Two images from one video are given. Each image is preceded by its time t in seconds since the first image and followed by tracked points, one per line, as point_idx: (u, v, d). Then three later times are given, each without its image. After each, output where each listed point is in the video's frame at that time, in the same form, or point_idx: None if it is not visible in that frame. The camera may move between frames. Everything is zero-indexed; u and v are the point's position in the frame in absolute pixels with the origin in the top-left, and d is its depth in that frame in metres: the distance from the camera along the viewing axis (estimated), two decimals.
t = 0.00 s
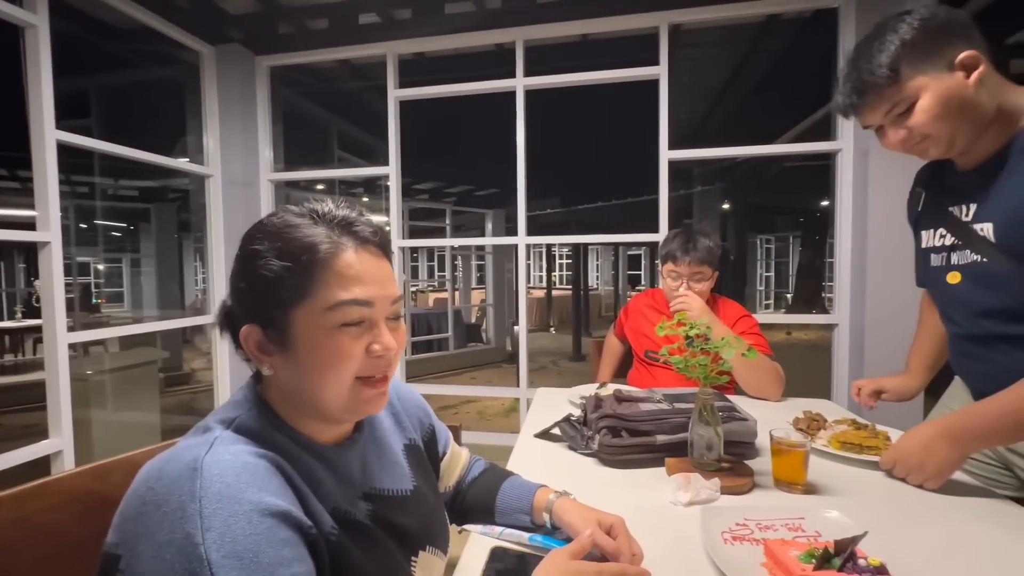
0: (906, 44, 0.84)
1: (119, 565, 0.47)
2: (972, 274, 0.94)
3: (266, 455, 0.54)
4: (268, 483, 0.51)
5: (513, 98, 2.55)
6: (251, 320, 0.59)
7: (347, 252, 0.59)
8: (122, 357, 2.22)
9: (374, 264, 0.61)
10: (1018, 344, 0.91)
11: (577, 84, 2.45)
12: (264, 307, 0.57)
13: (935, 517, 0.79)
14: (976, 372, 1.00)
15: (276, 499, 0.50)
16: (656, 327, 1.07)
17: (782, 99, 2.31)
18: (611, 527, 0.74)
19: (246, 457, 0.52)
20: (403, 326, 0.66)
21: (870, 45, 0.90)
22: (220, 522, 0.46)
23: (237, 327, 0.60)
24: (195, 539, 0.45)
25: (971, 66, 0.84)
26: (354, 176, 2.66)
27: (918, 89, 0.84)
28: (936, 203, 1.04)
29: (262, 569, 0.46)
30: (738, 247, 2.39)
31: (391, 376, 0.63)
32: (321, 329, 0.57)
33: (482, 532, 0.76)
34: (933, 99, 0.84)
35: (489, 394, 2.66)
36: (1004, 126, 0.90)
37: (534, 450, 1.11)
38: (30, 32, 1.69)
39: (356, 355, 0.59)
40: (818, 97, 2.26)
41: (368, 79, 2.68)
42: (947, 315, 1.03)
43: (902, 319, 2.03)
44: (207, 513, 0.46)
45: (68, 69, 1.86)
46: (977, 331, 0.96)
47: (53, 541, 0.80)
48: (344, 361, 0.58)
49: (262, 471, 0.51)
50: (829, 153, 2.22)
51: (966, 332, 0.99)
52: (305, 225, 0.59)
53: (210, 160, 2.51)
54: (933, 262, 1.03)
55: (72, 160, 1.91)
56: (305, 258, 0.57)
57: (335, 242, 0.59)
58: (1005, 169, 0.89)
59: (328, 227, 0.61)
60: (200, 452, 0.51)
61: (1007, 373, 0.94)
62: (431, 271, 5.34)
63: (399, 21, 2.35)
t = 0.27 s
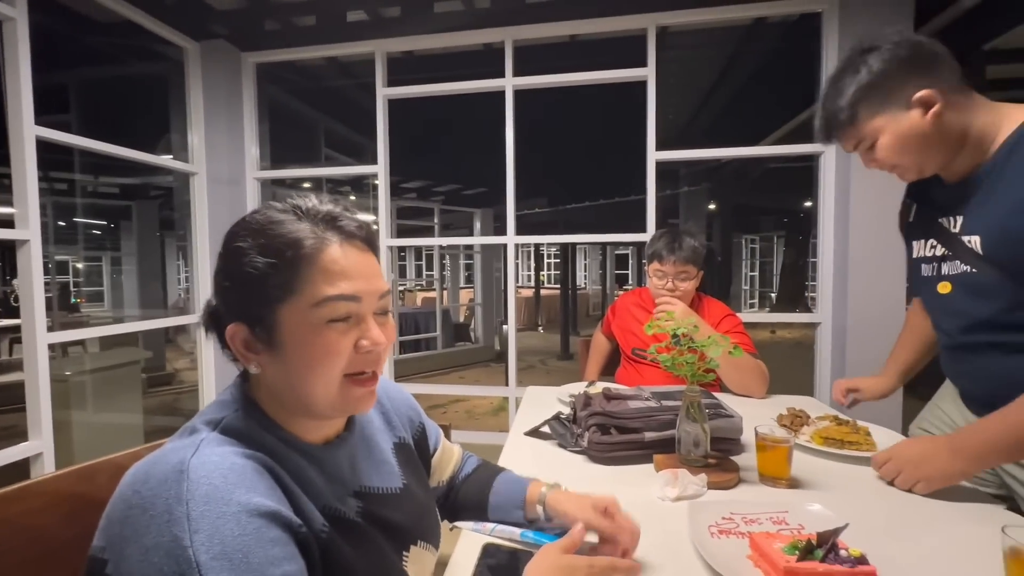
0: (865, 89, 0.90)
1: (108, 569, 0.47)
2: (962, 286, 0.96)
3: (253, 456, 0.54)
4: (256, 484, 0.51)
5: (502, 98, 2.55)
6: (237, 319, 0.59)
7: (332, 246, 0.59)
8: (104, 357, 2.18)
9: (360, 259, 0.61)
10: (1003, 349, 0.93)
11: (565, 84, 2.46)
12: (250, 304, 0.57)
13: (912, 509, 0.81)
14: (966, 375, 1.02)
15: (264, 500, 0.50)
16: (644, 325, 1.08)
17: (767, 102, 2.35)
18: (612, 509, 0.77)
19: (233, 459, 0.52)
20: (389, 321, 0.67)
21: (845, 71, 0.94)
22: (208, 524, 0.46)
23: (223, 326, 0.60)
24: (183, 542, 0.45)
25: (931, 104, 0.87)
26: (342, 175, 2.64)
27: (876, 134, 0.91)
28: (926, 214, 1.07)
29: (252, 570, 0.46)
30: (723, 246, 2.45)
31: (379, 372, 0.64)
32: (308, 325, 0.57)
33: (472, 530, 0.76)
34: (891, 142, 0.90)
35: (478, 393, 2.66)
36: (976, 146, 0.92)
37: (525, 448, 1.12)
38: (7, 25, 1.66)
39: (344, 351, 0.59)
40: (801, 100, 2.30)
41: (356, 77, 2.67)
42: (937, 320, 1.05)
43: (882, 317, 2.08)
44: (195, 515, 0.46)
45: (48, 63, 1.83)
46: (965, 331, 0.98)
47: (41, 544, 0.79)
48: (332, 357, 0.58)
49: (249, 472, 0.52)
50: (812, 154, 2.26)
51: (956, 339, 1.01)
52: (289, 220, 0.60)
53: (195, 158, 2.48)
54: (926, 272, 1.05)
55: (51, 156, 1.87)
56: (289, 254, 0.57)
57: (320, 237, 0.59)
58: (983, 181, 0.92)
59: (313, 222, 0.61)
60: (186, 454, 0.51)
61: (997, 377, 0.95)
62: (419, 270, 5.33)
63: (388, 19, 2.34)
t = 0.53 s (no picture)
0: (833, 109, 0.99)
1: (83, 565, 0.46)
2: (941, 284, 0.99)
3: (233, 449, 0.54)
4: (236, 476, 0.51)
5: (489, 95, 2.55)
6: (217, 310, 0.58)
7: (314, 237, 0.59)
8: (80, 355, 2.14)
9: (342, 249, 0.61)
10: (973, 342, 0.96)
11: (551, 82, 2.47)
12: (230, 295, 0.57)
13: (885, 497, 0.84)
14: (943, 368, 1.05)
15: (244, 492, 0.50)
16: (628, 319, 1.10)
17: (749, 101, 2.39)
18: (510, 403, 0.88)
19: (212, 452, 0.51)
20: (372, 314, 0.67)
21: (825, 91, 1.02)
22: (187, 516, 0.46)
23: (204, 318, 0.59)
24: (162, 535, 0.45)
25: (888, 120, 0.93)
26: (326, 171, 2.62)
27: (844, 148, 1.00)
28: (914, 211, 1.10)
29: (232, 561, 0.46)
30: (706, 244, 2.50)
31: (362, 363, 0.64)
32: (290, 315, 0.57)
33: (483, 510, 0.80)
34: (858, 155, 0.99)
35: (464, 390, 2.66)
36: (944, 157, 0.94)
37: (509, 442, 1.13)
38: None
39: (327, 341, 0.59)
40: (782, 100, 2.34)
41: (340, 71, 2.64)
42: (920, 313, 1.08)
43: (859, 314, 2.13)
44: (174, 508, 0.46)
45: (20, 52, 1.77)
46: (943, 324, 1.01)
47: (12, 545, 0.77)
48: (315, 347, 0.58)
49: (229, 465, 0.51)
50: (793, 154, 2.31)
51: (934, 333, 1.04)
52: (270, 211, 0.59)
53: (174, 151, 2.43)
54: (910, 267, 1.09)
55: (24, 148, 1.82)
56: (271, 243, 0.56)
57: (301, 228, 0.59)
58: (946, 185, 0.93)
59: (295, 213, 0.60)
60: (163, 448, 0.50)
61: (972, 371, 0.98)
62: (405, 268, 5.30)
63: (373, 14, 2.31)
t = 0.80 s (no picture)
0: (830, 104, 1.02)
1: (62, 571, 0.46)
2: (919, 271, 1.03)
3: (216, 454, 0.53)
4: (219, 481, 0.50)
5: (477, 96, 2.55)
6: (211, 313, 0.57)
7: (313, 244, 0.59)
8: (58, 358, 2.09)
9: (340, 256, 0.61)
10: (945, 343, 0.99)
11: (539, 84, 2.48)
12: (225, 298, 0.56)
13: (862, 496, 0.86)
14: (920, 369, 1.08)
15: (227, 497, 0.50)
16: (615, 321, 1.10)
17: (732, 106, 2.43)
18: (404, 376, 0.80)
19: (194, 457, 0.51)
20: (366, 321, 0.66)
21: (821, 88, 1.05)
22: (168, 522, 0.45)
23: (197, 320, 0.58)
24: (143, 541, 0.44)
25: (882, 115, 0.96)
26: (313, 171, 2.60)
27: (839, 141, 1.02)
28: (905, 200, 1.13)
29: (214, 567, 0.45)
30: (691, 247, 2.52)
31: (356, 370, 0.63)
32: (286, 321, 0.56)
33: (468, 511, 0.80)
34: (852, 149, 1.01)
35: (451, 391, 2.66)
36: (931, 151, 0.96)
37: (496, 445, 1.13)
38: None
39: (323, 348, 0.58)
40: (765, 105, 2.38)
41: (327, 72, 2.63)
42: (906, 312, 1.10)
43: (839, 316, 2.18)
44: (154, 514, 0.45)
45: None
46: (924, 327, 1.04)
47: None
48: (310, 354, 0.58)
49: (212, 470, 0.51)
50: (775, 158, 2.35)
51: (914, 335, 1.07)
52: (269, 216, 0.59)
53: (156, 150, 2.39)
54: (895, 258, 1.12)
55: None
56: (269, 248, 0.56)
57: (300, 233, 0.58)
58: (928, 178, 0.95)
59: (292, 218, 0.60)
60: (145, 453, 0.50)
61: (942, 370, 1.01)
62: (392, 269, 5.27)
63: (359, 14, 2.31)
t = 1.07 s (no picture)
0: (853, 70, 1.02)
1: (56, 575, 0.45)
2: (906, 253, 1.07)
3: (215, 455, 0.52)
4: (218, 483, 0.50)
5: (466, 97, 2.55)
6: (212, 313, 0.56)
7: (317, 248, 0.58)
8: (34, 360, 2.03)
9: (344, 261, 0.60)
10: (931, 337, 1.03)
11: (528, 86, 2.49)
12: (226, 299, 0.55)
13: (847, 493, 0.88)
14: (908, 365, 1.11)
15: (227, 499, 0.49)
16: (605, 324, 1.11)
17: (718, 110, 2.47)
18: (397, 380, 0.79)
19: (193, 458, 0.50)
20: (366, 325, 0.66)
21: (843, 54, 1.05)
22: (168, 524, 0.45)
23: (197, 320, 0.57)
24: (142, 543, 0.43)
25: (906, 89, 0.97)
26: (300, 171, 2.57)
27: (853, 111, 1.02)
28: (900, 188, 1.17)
29: (214, 570, 0.44)
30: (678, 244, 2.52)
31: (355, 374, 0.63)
32: (289, 323, 0.56)
33: (461, 512, 0.80)
34: (864, 119, 1.02)
35: (440, 393, 2.65)
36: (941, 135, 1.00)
37: (487, 446, 1.13)
38: None
39: (324, 351, 0.58)
40: (750, 109, 2.42)
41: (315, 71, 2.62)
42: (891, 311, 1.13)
43: (822, 317, 2.22)
44: (153, 517, 0.45)
45: None
46: (911, 325, 1.07)
47: None
48: (312, 357, 0.57)
49: (212, 472, 0.50)
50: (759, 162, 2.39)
51: (900, 333, 1.10)
52: (273, 218, 0.58)
53: (139, 147, 2.35)
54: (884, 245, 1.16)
55: None
56: (274, 251, 0.55)
57: (305, 236, 0.58)
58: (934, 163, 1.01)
59: (296, 220, 0.59)
60: (142, 455, 0.49)
61: (937, 365, 1.03)
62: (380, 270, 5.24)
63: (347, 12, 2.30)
